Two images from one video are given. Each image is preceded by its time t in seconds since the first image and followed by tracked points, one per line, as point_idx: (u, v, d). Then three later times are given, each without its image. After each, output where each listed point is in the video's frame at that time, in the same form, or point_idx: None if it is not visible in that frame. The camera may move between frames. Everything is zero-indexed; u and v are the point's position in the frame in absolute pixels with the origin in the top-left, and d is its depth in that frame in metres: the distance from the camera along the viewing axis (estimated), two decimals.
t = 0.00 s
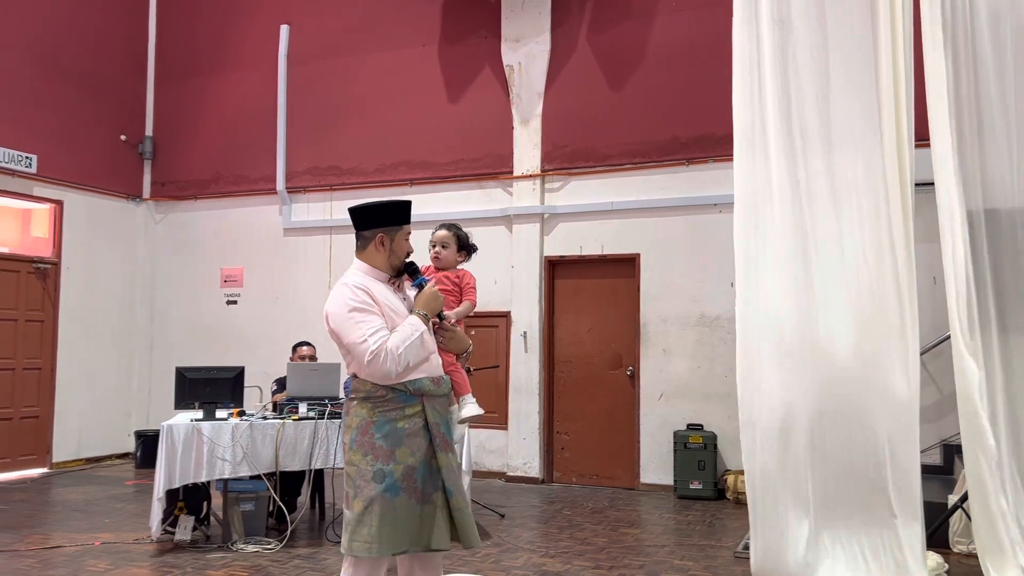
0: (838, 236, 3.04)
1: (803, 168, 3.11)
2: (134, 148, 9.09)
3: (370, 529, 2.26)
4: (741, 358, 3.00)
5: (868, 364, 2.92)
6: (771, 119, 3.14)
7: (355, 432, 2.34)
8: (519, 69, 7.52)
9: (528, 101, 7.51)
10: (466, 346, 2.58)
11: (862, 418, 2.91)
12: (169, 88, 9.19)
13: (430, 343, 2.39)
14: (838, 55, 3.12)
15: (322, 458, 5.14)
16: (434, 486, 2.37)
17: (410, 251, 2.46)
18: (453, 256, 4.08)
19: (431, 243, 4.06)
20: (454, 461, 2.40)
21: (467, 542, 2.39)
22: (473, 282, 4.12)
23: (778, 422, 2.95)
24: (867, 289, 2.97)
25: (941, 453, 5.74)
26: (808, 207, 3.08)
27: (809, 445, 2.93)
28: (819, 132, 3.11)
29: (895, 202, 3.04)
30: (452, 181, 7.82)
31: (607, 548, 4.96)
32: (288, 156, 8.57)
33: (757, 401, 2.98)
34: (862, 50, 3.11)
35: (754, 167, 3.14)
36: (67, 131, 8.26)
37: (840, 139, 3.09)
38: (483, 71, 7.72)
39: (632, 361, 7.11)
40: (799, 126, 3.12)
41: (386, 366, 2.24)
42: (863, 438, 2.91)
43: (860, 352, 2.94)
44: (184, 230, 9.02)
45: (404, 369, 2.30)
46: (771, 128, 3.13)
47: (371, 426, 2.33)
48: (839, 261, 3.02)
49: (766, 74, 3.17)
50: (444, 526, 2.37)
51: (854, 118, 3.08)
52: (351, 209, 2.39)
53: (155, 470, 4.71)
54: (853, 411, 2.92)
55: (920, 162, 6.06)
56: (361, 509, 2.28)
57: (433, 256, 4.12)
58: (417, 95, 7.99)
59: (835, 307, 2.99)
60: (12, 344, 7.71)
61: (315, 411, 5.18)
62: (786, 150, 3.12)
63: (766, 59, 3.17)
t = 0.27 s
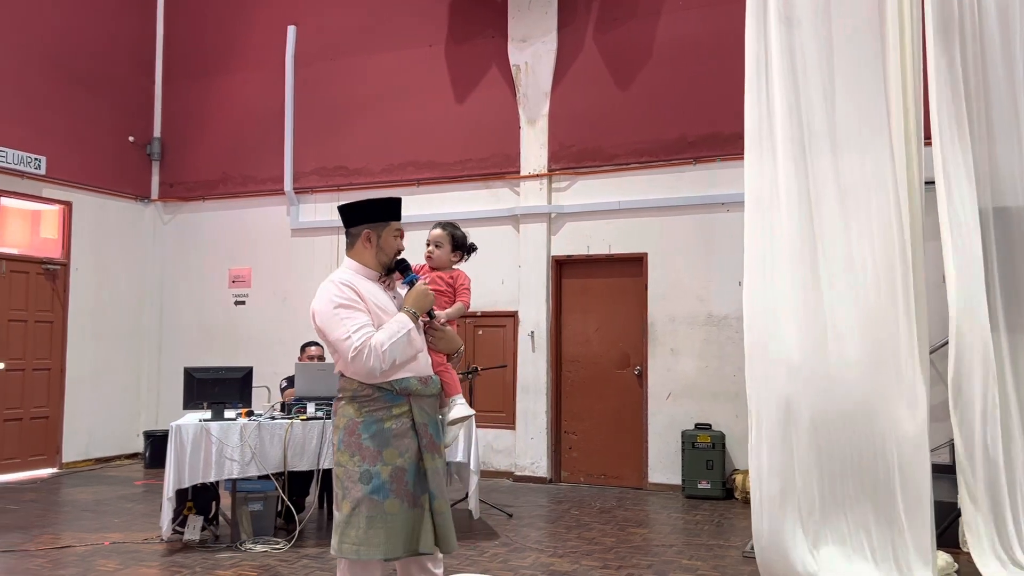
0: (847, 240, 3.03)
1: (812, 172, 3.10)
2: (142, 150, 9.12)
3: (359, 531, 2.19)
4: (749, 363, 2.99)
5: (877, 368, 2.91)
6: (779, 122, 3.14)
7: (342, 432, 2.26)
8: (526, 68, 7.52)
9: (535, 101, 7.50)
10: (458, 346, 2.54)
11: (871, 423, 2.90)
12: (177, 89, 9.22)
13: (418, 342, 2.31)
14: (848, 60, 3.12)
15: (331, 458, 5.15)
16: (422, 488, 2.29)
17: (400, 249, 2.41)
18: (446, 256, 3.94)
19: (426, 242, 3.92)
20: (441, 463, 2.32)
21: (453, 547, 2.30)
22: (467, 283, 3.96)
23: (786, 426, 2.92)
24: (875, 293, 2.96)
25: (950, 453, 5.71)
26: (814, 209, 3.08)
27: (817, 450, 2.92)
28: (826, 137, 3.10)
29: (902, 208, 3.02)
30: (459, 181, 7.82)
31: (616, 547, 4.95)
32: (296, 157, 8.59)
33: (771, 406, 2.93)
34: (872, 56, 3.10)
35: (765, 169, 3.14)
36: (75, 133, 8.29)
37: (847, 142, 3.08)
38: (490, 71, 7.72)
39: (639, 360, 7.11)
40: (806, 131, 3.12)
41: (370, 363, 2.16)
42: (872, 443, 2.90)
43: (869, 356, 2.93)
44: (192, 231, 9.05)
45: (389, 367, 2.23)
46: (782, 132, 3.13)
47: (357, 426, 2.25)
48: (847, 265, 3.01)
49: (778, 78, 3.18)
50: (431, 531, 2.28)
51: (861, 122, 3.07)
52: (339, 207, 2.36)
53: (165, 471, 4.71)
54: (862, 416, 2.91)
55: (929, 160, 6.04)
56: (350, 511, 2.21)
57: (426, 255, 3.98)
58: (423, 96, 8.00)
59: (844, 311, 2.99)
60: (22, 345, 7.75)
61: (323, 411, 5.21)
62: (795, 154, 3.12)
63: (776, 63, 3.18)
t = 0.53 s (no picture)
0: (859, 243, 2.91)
1: (818, 173, 2.99)
2: (150, 151, 9.15)
3: (359, 533, 2.19)
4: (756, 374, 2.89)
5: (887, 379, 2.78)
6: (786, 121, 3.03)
7: (342, 434, 2.26)
8: (532, 68, 7.52)
9: (542, 101, 7.50)
10: (458, 345, 2.52)
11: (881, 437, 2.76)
12: (184, 90, 9.25)
13: (415, 341, 2.27)
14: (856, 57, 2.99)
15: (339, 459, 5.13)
16: (423, 489, 2.28)
17: (397, 246, 2.39)
18: (441, 254, 3.92)
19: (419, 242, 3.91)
20: (441, 464, 2.30)
21: (455, 548, 2.29)
22: (466, 279, 3.95)
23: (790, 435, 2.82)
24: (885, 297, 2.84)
25: (960, 452, 5.69)
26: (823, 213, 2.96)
27: (828, 466, 2.78)
28: (832, 136, 2.99)
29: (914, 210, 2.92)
30: (466, 181, 7.82)
31: (623, 547, 4.94)
32: (303, 158, 8.61)
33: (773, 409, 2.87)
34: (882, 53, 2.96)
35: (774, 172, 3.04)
36: (84, 135, 8.33)
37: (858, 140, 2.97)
38: (496, 71, 7.72)
39: (647, 360, 7.10)
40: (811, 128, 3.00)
41: (364, 364, 2.14)
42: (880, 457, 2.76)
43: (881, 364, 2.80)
44: (200, 231, 9.08)
45: (384, 368, 2.20)
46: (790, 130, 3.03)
47: (357, 428, 2.25)
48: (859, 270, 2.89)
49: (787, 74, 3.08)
50: (432, 532, 2.27)
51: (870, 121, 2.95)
52: (334, 207, 2.36)
53: (175, 471, 4.74)
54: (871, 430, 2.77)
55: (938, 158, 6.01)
56: (350, 513, 2.21)
57: (421, 256, 3.98)
58: (430, 96, 8.00)
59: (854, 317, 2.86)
60: (32, 346, 7.80)
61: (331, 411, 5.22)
62: (800, 154, 3.01)
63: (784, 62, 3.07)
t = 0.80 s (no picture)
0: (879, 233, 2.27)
1: (829, 154, 2.32)
2: (157, 152, 9.17)
3: (374, 534, 2.18)
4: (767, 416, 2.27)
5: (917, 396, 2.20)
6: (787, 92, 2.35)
7: (353, 435, 2.26)
8: (538, 68, 7.52)
9: (547, 101, 7.51)
10: (466, 343, 2.53)
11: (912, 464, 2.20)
12: (191, 91, 9.27)
13: (424, 340, 2.27)
14: None
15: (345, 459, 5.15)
16: (437, 489, 2.29)
17: (399, 246, 2.39)
18: (444, 253, 3.90)
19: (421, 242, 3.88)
20: (454, 463, 2.31)
21: (470, 546, 2.31)
22: (471, 277, 3.95)
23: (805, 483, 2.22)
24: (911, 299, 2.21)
25: (967, 452, 5.67)
26: (830, 201, 2.32)
27: (855, 503, 2.21)
28: (845, 109, 2.31)
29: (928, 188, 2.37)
30: (473, 181, 7.83)
31: (630, 547, 4.94)
32: (309, 159, 8.63)
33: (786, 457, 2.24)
34: None
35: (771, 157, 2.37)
36: (90, 136, 8.35)
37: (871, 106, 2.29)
38: (502, 71, 7.73)
39: (653, 360, 7.09)
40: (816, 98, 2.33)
41: (375, 365, 2.13)
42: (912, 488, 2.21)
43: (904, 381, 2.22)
44: (206, 232, 9.10)
45: (396, 368, 2.20)
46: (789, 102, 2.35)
47: (368, 429, 2.24)
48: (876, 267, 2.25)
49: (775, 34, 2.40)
50: (447, 531, 2.28)
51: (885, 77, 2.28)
52: (335, 209, 2.35)
53: (181, 472, 4.75)
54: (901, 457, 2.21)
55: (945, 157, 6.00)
56: (364, 514, 2.20)
57: (426, 255, 3.96)
58: (436, 96, 8.01)
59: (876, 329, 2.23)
60: (40, 346, 7.83)
61: (337, 411, 5.24)
62: (803, 132, 2.34)
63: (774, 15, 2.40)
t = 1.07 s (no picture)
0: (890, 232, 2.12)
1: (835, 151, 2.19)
2: (162, 153, 9.19)
3: (391, 534, 2.17)
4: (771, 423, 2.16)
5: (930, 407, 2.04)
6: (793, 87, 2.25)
7: (367, 436, 2.24)
8: (542, 68, 7.52)
9: (552, 101, 7.51)
10: (477, 343, 2.53)
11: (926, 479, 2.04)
12: (196, 92, 9.29)
13: (439, 341, 2.28)
14: None
15: (350, 458, 5.18)
16: (452, 488, 2.30)
17: (409, 246, 2.39)
18: (453, 253, 3.90)
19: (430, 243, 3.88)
20: (468, 462, 2.33)
21: (485, 544, 2.32)
22: (480, 278, 3.95)
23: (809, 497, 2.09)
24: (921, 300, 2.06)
25: (973, 452, 5.65)
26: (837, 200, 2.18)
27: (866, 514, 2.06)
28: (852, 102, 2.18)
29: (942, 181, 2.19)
30: (477, 181, 7.83)
31: (634, 548, 4.94)
32: (313, 159, 8.64)
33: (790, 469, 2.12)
34: None
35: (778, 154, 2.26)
36: (96, 137, 8.38)
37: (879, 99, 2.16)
38: (506, 71, 7.73)
39: (657, 360, 7.08)
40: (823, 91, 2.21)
41: (393, 367, 2.12)
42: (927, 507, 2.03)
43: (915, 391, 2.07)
44: (211, 233, 9.12)
45: (414, 369, 2.20)
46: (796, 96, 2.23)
47: (383, 430, 2.23)
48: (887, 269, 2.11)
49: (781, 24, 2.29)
50: (462, 530, 2.29)
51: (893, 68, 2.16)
52: (344, 211, 2.34)
53: (186, 471, 4.77)
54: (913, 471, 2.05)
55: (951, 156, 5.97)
56: (380, 515, 2.19)
57: (433, 256, 3.97)
58: (441, 96, 8.01)
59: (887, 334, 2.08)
60: (46, 346, 7.85)
61: (342, 411, 5.23)
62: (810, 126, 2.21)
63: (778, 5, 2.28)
